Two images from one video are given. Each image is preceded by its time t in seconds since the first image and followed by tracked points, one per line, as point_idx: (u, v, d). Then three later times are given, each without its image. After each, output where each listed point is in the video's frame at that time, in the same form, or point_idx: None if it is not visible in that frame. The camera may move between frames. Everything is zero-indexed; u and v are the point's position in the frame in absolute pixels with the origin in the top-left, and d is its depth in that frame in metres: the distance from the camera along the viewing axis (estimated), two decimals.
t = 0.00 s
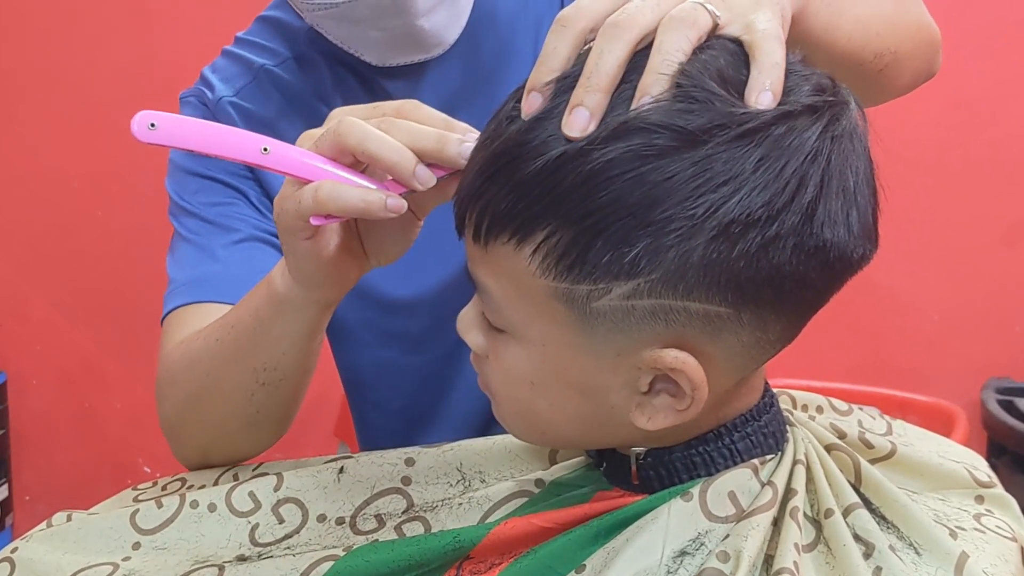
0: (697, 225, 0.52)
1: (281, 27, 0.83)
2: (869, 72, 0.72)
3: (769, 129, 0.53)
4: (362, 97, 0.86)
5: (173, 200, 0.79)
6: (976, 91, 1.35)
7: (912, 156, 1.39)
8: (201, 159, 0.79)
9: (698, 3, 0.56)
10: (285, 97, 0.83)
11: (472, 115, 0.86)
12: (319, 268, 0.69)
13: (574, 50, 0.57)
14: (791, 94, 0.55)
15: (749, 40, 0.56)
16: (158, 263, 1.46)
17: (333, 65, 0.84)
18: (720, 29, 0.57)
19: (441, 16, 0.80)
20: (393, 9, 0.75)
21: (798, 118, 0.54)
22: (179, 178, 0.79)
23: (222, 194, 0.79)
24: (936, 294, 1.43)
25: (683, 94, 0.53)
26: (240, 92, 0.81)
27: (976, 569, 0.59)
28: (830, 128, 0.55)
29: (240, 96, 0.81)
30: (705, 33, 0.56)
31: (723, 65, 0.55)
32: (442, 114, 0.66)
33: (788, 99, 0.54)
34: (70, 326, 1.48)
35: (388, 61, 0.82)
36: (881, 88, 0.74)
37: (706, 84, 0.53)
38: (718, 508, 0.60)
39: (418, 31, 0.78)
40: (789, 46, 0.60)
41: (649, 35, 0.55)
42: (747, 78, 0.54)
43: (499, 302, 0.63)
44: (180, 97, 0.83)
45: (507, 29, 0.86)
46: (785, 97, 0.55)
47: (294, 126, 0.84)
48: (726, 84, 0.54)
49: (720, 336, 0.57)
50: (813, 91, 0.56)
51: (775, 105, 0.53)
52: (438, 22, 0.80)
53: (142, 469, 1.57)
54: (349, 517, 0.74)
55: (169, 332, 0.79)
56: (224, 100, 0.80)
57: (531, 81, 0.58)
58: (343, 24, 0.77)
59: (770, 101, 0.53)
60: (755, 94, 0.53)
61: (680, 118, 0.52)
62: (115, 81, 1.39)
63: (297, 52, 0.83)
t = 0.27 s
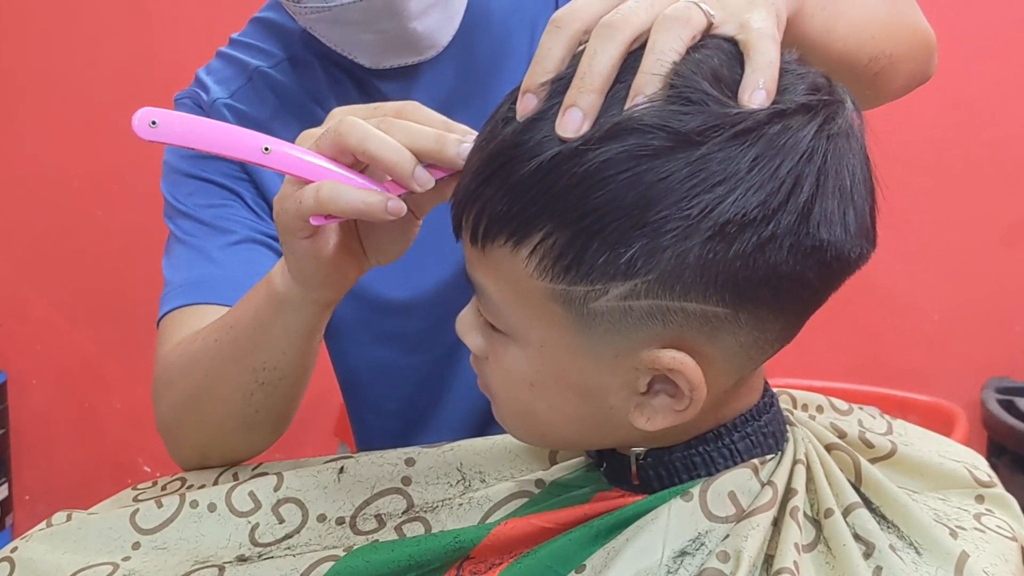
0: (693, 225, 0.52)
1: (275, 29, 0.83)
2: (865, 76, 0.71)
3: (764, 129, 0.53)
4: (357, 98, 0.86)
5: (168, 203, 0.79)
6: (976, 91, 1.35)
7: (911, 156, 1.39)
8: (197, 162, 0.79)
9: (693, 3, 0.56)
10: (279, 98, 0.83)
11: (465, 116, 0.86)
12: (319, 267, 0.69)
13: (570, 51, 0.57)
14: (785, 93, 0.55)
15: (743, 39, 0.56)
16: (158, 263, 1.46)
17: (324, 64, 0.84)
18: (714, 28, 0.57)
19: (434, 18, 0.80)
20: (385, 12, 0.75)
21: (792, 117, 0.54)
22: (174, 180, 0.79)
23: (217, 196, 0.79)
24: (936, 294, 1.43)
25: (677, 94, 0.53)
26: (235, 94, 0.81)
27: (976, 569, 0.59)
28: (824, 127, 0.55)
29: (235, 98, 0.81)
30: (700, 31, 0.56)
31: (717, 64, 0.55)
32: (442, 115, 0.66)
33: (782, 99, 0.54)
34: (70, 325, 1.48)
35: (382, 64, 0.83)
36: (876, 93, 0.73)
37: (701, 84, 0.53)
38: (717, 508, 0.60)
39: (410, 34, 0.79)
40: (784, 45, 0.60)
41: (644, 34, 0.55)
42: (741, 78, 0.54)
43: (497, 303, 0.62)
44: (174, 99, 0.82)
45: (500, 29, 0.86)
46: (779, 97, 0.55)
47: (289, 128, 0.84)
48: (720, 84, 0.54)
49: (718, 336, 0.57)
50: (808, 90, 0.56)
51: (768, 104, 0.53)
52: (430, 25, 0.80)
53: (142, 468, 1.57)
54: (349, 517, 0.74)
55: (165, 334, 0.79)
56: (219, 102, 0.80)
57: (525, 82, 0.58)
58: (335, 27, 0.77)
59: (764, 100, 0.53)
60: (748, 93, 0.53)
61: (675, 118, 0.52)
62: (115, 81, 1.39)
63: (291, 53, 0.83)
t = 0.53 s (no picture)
0: (696, 224, 0.52)
1: (273, 31, 0.84)
2: (863, 82, 0.70)
3: (769, 129, 0.53)
4: (355, 102, 0.86)
5: (167, 205, 0.79)
6: (975, 91, 1.35)
7: (911, 157, 1.39)
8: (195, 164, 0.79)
9: (700, 3, 0.56)
10: (276, 100, 0.83)
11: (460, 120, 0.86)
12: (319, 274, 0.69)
13: (575, 49, 0.57)
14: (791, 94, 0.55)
15: (751, 40, 0.56)
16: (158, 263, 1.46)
17: (324, 69, 0.85)
18: (722, 28, 0.57)
19: (428, 20, 0.80)
20: (380, 14, 0.75)
21: (798, 118, 0.54)
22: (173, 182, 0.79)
23: (215, 198, 0.79)
24: (936, 294, 1.43)
25: (683, 93, 0.53)
26: (232, 96, 0.81)
27: (976, 568, 0.59)
28: (829, 128, 0.55)
29: (232, 100, 0.80)
30: (707, 31, 0.56)
31: (723, 64, 0.55)
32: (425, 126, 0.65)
33: (788, 100, 0.55)
34: (70, 326, 1.48)
35: (377, 66, 0.83)
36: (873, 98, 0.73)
37: (706, 83, 0.53)
38: (717, 507, 0.60)
39: (405, 36, 0.79)
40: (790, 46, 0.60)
41: (651, 34, 0.55)
42: (749, 79, 0.54)
43: (499, 302, 0.62)
44: (172, 102, 0.81)
45: (497, 31, 0.86)
46: (785, 98, 0.55)
47: (286, 129, 0.84)
48: (726, 84, 0.54)
49: (719, 336, 0.57)
50: (813, 92, 0.56)
51: (774, 105, 0.53)
52: (424, 28, 0.80)
53: (142, 469, 1.56)
54: (348, 516, 0.74)
55: (162, 338, 0.79)
56: (216, 104, 0.79)
57: (532, 80, 0.58)
58: (330, 30, 0.77)
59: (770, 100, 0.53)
60: (757, 94, 0.53)
61: (680, 117, 0.52)
62: (115, 81, 1.39)
63: (289, 55, 0.83)
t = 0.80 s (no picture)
0: (699, 223, 0.52)
1: (272, 30, 0.84)
2: (863, 83, 0.70)
3: (772, 128, 0.53)
4: (355, 101, 0.86)
5: (166, 203, 0.79)
6: (975, 91, 1.35)
7: (911, 157, 1.39)
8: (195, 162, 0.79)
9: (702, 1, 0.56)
10: (277, 99, 0.83)
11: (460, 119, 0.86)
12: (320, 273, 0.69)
13: (576, 48, 0.57)
14: (794, 93, 0.55)
15: (753, 38, 0.56)
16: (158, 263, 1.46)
17: (325, 69, 0.85)
18: (723, 26, 0.57)
19: (428, 20, 0.80)
20: (380, 14, 0.75)
21: (800, 117, 0.54)
22: (172, 180, 0.79)
23: (215, 197, 0.79)
24: (936, 294, 1.43)
25: (686, 92, 0.53)
26: (233, 94, 0.80)
27: (976, 568, 0.59)
28: (832, 127, 0.55)
29: (233, 99, 0.80)
30: (709, 29, 0.56)
31: (726, 63, 0.55)
32: (429, 125, 0.66)
33: (791, 99, 0.55)
34: (70, 326, 1.48)
35: (377, 66, 0.83)
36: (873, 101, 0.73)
37: (710, 82, 0.53)
38: (718, 507, 0.60)
39: (405, 36, 0.79)
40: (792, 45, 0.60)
41: (653, 32, 0.55)
42: (752, 78, 0.54)
43: (501, 301, 0.62)
44: (172, 101, 0.81)
45: (497, 31, 0.86)
46: (788, 98, 0.55)
47: (286, 127, 0.84)
48: (729, 83, 0.54)
49: (722, 335, 0.57)
50: (817, 91, 0.56)
51: (777, 105, 0.53)
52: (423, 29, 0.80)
53: (141, 468, 1.56)
54: (348, 515, 0.74)
55: (162, 336, 0.79)
56: (216, 102, 0.79)
57: (534, 78, 0.58)
58: (330, 30, 0.77)
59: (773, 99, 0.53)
60: (759, 94, 0.53)
61: (683, 116, 0.52)
62: (115, 81, 1.39)
63: (289, 54, 0.83)
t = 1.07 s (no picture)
0: (696, 221, 0.52)
1: (271, 30, 0.84)
2: (862, 84, 0.70)
3: (769, 126, 0.53)
4: (354, 100, 0.86)
5: (164, 203, 0.79)
6: (975, 91, 1.35)
7: (911, 157, 1.39)
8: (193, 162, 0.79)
9: None
10: (277, 98, 0.83)
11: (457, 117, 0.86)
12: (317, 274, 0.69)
13: (574, 46, 0.58)
14: (792, 92, 0.55)
15: (751, 37, 0.56)
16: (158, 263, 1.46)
17: (324, 68, 0.85)
18: (722, 25, 0.57)
19: (427, 19, 0.80)
20: (378, 13, 0.75)
21: (798, 115, 0.54)
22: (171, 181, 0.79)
23: (213, 196, 0.79)
24: (936, 294, 1.43)
25: (683, 90, 0.53)
26: (231, 94, 0.81)
27: (976, 568, 0.59)
28: (829, 126, 0.55)
29: (232, 99, 0.80)
30: (707, 28, 0.56)
31: (724, 61, 0.55)
32: (424, 121, 0.66)
33: (788, 98, 0.55)
34: (70, 326, 1.48)
35: (376, 65, 0.83)
36: (873, 100, 0.73)
37: (707, 80, 0.53)
38: (718, 507, 0.60)
39: (403, 35, 0.79)
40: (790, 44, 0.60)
41: (652, 30, 0.55)
42: (749, 76, 0.54)
43: (500, 299, 0.63)
44: (171, 101, 0.82)
45: (496, 31, 0.86)
46: (786, 96, 0.55)
47: (285, 127, 0.84)
48: (727, 81, 0.54)
49: (720, 333, 0.57)
50: (814, 90, 0.56)
51: (774, 103, 0.53)
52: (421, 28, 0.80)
53: (141, 468, 1.56)
54: (348, 515, 0.74)
55: (160, 335, 0.79)
56: (215, 102, 0.79)
57: (533, 77, 0.58)
58: (328, 29, 0.77)
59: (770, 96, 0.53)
60: (756, 92, 0.53)
61: (680, 114, 0.52)
62: (115, 81, 1.39)
63: (288, 54, 0.83)
